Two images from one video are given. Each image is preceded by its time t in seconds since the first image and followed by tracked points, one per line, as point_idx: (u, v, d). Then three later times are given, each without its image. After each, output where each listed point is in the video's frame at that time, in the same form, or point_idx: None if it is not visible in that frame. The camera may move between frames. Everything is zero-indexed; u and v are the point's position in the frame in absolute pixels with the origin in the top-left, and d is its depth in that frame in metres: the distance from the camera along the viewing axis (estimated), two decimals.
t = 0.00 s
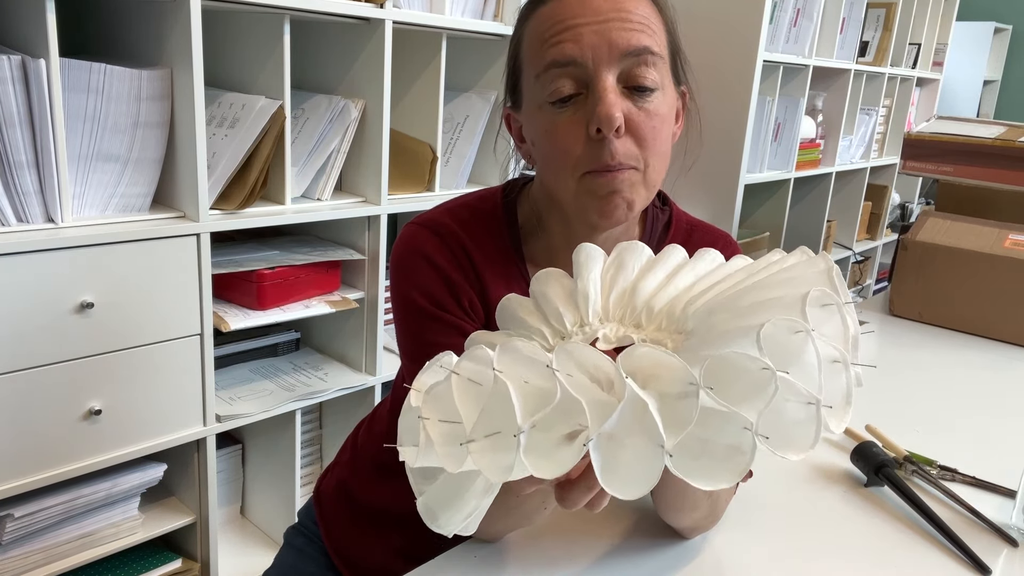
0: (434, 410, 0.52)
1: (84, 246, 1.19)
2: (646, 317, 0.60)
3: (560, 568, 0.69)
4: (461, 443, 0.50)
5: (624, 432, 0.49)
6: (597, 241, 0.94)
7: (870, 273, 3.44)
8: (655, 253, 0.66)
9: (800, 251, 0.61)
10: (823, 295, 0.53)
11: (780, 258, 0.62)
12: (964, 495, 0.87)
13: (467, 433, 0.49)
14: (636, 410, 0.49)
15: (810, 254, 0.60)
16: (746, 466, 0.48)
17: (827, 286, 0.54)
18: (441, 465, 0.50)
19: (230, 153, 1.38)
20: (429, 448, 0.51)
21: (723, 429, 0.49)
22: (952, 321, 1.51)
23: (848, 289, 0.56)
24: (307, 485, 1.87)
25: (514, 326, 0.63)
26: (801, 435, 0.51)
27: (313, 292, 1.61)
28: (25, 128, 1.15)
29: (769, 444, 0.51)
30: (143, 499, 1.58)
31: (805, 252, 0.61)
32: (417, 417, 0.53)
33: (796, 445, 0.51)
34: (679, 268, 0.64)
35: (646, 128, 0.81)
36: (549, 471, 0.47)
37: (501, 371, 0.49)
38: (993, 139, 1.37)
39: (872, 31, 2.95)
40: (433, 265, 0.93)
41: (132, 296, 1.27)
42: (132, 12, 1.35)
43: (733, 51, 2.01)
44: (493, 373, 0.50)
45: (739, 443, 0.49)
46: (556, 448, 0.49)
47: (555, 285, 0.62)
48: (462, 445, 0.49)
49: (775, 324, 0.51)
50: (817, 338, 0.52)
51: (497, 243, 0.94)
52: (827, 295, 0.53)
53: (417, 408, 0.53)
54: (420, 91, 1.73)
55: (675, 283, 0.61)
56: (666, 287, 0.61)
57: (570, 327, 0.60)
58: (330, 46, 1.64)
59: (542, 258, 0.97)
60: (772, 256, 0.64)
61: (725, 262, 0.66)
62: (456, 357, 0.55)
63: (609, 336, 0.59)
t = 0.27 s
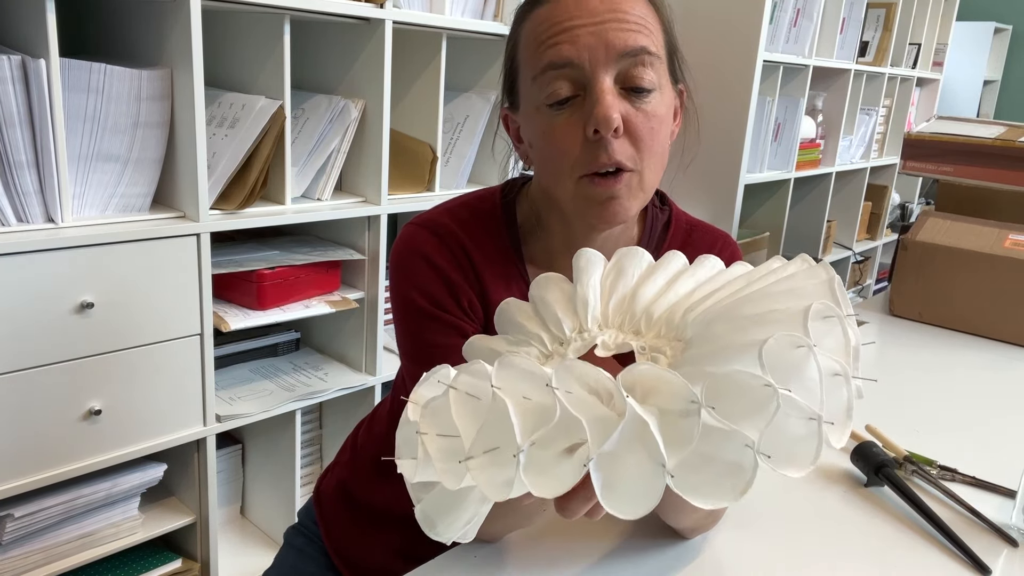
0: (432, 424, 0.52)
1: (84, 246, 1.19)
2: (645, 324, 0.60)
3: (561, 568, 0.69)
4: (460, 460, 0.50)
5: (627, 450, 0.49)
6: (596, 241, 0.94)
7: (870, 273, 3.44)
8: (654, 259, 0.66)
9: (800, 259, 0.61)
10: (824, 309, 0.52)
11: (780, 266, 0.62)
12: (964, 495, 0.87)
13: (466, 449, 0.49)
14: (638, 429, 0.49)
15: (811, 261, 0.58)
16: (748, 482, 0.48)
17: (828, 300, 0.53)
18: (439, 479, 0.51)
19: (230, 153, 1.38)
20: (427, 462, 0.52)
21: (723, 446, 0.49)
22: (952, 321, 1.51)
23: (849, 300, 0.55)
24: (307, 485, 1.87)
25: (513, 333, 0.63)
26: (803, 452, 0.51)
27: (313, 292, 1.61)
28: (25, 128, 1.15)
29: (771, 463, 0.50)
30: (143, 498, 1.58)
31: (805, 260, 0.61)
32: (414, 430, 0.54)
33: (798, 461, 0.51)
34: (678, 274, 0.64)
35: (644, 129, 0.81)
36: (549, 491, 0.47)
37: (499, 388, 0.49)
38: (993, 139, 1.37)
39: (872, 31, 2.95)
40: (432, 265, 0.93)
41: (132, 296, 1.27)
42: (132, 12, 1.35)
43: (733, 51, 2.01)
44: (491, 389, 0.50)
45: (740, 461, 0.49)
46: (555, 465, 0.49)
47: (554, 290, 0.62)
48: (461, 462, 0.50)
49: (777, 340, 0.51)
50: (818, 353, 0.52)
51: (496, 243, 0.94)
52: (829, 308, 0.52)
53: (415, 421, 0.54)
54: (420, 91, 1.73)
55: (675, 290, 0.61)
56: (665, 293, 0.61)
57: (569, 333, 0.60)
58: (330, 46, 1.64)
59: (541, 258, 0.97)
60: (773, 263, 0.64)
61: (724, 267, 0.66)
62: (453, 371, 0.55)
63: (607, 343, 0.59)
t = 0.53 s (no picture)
0: (429, 435, 0.52)
1: (84, 246, 1.19)
2: (643, 327, 0.60)
3: (561, 568, 0.69)
4: (459, 472, 0.50)
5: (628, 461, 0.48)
6: (594, 242, 0.94)
7: (870, 273, 3.44)
8: (652, 262, 0.66)
9: (800, 265, 0.61)
10: (822, 317, 0.52)
11: (779, 271, 0.62)
12: (964, 495, 0.87)
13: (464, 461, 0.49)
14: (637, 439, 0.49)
15: (811, 268, 0.59)
16: (748, 492, 0.48)
17: (828, 306, 0.54)
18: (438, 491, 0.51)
19: (230, 153, 1.38)
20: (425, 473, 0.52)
21: (724, 455, 0.49)
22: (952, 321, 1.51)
23: (849, 308, 0.55)
24: (307, 485, 1.87)
25: (512, 335, 0.63)
26: (799, 460, 0.51)
27: (313, 292, 1.61)
28: (25, 128, 1.15)
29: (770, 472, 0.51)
30: (142, 499, 1.58)
31: (805, 265, 0.61)
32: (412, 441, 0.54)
33: (797, 470, 0.51)
34: (677, 277, 0.64)
35: (643, 127, 0.81)
36: (548, 503, 0.47)
37: (496, 399, 0.49)
38: (993, 139, 1.37)
39: (872, 31, 2.95)
40: (432, 265, 0.93)
41: (132, 296, 1.27)
42: (132, 12, 1.35)
43: (733, 51, 2.01)
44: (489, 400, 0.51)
45: (740, 470, 0.49)
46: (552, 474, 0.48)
47: (553, 293, 0.62)
48: (459, 474, 0.50)
49: (777, 348, 0.51)
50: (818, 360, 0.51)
51: (496, 243, 0.94)
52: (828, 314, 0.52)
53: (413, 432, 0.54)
54: (420, 91, 1.73)
55: (673, 293, 0.61)
56: (664, 297, 0.61)
57: (567, 336, 0.60)
58: (330, 46, 1.64)
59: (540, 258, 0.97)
60: (772, 268, 0.64)
61: (723, 271, 0.66)
62: (448, 382, 0.55)
63: (605, 345, 0.58)
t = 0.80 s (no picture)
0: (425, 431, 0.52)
1: (84, 246, 1.19)
2: (642, 327, 0.60)
3: (562, 567, 0.69)
4: (455, 468, 0.50)
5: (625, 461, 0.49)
6: (594, 241, 0.94)
7: (870, 273, 3.44)
8: (653, 265, 0.66)
9: (802, 269, 0.60)
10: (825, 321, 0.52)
11: (780, 275, 0.62)
12: (964, 495, 0.87)
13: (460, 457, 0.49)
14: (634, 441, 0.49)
15: (813, 272, 0.59)
16: (742, 497, 0.48)
17: (830, 312, 0.53)
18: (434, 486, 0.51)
19: (230, 153, 1.38)
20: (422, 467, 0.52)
21: (720, 459, 0.49)
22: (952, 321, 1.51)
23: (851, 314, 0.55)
24: (307, 485, 1.87)
25: (511, 333, 0.63)
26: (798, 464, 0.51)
27: (313, 293, 1.61)
28: (25, 128, 1.15)
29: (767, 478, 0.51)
30: (143, 498, 1.58)
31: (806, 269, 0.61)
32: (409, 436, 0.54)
33: (793, 475, 0.51)
34: (677, 279, 0.64)
35: (642, 127, 0.81)
36: (544, 500, 0.48)
37: (493, 396, 0.49)
38: (993, 139, 1.37)
39: (872, 31, 2.95)
40: (431, 264, 0.93)
41: (133, 296, 1.27)
42: (132, 12, 1.35)
43: (734, 50, 2.01)
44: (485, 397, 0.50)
45: (736, 474, 0.49)
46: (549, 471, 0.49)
47: (553, 292, 0.62)
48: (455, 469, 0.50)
49: (780, 352, 0.50)
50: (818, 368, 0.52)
51: (494, 242, 0.94)
52: (831, 321, 0.52)
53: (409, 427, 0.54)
54: (420, 91, 1.73)
55: (673, 295, 0.61)
56: (664, 299, 0.61)
57: (567, 335, 0.60)
58: (330, 46, 1.64)
59: (540, 258, 0.97)
60: (774, 272, 0.63)
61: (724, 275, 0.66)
62: (444, 378, 0.55)
63: (604, 344, 0.59)
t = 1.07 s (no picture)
0: (423, 424, 0.52)
1: (84, 246, 1.19)
2: (640, 323, 0.60)
3: (561, 567, 0.69)
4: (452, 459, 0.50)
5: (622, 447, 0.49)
6: (594, 242, 0.94)
7: (870, 273, 3.44)
8: (651, 262, 0.66)
9: (797, 264, 0.61)
10: (819, 313, 0.52)
11: (777, 269, 0.62)
12: (965, 495, 0.87)
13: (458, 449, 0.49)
14: (631, 428, 0.49)
15: (808, 267, 0.59)
16: (740, 482, 0.48)
17: (825, 303, 0.54)
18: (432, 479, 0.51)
19: (230, 153, 1.38)
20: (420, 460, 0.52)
21: (716, 446, 0.50)
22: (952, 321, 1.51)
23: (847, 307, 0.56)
24: (307, 485, 1.87)
25: (509, 332, 0.63)
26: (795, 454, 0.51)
27: (313, 292, 1.61)
28: (25, 127, 1.15)
29: (763, 464, 0.51)
30: (143, 498, 1.58)
31: (802, 264, 0.61)
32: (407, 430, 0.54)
33: (790, 464, 0.51)
34: (675, 276, 0.64)
35: (643, 128, 0.81)
36: (542, 489, 0.47)
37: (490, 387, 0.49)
38: (993, 139, 1.37)
39: (872, 31, 2.95)
40: (431, 264, 0.93)
41: (132, 296, 1.27)
42: (132, 12, 1.35)
43: (733, 50, 2.01)
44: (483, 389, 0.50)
45: (732, 461, 0.49)
46: (547, 463, 0.49)
47: (552, 291, 0.62)
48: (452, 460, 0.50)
49: (774, 341, 0.50)
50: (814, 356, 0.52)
51: (494, 242, 0.94)
52: (825, 311, 0.52)
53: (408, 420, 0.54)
54: (420, 91, 1.73)
55: (670, 291, 0.61)
56: (661, 295, 0.61)
57: (565, 332, 0.60)
58: (330, 46, 1.64)
59: (540, 258, 0.97)
60: (770, 266, 0.64)
61: (722, 271, 0.67)
62: (444, 371, 0.55)
63: (602, 341, 0.59)
